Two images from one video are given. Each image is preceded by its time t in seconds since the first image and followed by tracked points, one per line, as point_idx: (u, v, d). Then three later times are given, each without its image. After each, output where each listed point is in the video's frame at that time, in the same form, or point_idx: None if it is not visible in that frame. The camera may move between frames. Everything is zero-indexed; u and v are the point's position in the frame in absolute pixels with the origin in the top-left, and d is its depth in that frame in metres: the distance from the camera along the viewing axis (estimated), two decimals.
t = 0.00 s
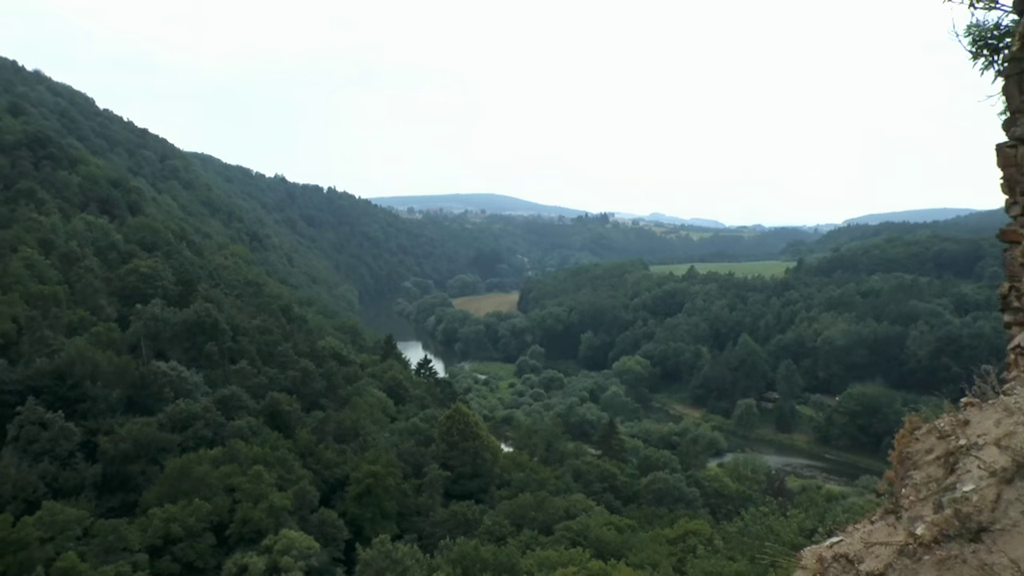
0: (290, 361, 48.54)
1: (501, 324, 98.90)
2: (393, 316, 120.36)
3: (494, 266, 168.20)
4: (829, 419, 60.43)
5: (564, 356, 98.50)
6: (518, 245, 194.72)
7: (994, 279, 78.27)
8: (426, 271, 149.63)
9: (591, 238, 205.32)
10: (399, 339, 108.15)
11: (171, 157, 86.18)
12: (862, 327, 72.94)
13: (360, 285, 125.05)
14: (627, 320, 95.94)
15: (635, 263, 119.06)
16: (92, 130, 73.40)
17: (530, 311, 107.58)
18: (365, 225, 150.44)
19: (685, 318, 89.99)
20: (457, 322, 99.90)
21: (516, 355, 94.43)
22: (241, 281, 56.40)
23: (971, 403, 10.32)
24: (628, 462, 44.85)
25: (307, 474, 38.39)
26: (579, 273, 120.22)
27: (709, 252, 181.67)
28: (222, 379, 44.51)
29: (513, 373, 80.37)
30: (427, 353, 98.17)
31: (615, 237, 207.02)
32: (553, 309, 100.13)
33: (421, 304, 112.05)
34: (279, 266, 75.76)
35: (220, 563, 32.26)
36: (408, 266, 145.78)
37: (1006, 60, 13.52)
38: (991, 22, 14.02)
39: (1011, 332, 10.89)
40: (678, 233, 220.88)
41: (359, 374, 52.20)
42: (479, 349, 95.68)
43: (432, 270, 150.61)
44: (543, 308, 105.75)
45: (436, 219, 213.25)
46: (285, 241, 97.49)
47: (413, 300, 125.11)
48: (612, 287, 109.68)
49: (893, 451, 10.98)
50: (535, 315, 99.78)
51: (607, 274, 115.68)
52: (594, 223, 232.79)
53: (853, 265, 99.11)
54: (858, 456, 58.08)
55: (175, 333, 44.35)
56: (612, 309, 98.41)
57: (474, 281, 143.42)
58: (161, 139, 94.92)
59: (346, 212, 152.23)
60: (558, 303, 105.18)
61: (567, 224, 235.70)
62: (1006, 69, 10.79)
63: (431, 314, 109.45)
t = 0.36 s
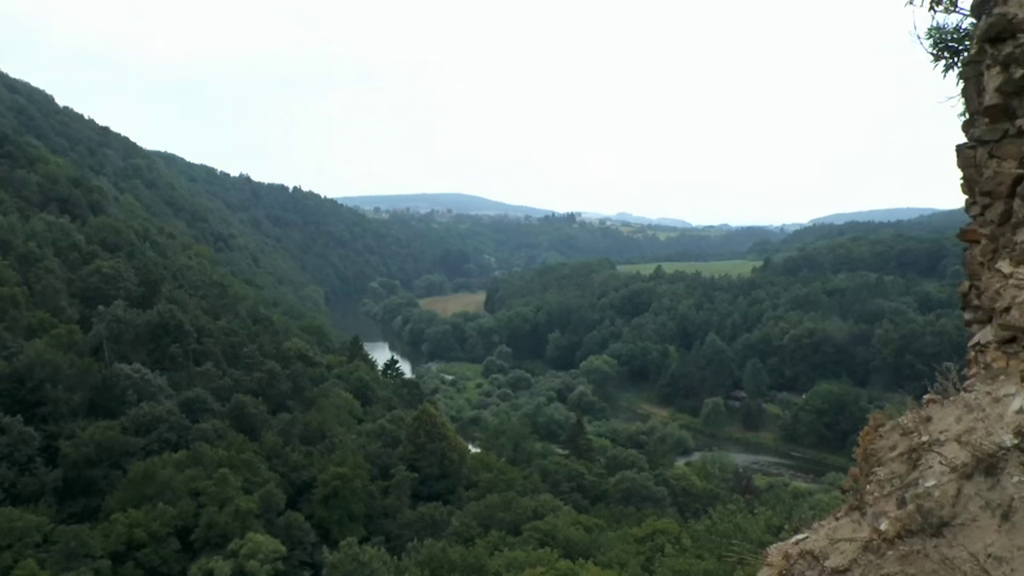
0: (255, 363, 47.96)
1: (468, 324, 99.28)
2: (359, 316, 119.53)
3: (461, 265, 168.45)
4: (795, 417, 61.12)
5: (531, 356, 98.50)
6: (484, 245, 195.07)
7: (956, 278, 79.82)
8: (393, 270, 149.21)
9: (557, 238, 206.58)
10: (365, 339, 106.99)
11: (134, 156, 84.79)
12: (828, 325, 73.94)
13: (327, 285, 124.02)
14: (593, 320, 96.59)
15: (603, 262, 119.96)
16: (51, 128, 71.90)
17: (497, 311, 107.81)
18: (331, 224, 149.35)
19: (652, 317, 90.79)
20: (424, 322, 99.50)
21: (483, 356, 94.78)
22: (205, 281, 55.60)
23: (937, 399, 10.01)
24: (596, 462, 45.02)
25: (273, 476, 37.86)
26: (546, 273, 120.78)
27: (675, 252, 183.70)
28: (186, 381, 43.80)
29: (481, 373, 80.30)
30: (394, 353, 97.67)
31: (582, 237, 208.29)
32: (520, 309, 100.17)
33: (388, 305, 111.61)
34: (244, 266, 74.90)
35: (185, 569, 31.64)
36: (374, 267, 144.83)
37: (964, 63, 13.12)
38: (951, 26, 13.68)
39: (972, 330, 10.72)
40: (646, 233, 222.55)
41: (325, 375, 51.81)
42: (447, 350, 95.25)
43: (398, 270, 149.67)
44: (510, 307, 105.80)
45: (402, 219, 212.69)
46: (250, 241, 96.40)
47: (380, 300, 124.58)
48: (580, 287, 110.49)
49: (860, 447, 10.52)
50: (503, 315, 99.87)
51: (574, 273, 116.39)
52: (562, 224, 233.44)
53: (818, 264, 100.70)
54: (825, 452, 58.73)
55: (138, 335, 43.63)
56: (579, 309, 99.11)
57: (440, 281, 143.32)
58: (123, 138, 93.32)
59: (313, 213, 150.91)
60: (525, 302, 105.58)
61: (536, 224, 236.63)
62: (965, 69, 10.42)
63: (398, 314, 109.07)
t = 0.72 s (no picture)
0: (220, 365, 47.18)
1: (434, 324, 98.30)
2: (325, 317, 118.49)
3: (429, 266, 168.24)
4: (763, 416, 61.55)
5: (499, 357, 97.49)
6: (450, 245, 194.63)
7: (919, 277, 81.20)
8: (359, 271, 148.33)
9: (525, 238, 207.06)
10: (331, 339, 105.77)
11: (95, 154, 83.12)
12: (796, 325, 74.66)
13: (292, 286, 122.76)
14: (561, 320, 96.77)
15: (571, 263, 120.28)
16: (8, 125, 70.15)
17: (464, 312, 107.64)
18: (297, 224, 147.70)
19: (620, 318, 91.13)
20: (390, 323, 98.87)
21: (450, 356, 93.72)
22: (169, 282, 54.57)
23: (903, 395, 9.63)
24: (564, 463, 44.94)
25: (238, 481, 37.15)
26: (514, 273, 120.92)
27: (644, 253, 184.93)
28: (148, 384, 42.91)
29: (448, 375, 79.85)
30: (360, 354, 96.91)
31: (548, 237, 209.05)
32: (487, 309, 99.98)
33: (354, 306, 110.91)
34: (208, 267, 73.78)
35: None
36: (339, 267, 143.50)
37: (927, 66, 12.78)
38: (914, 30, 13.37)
39: (935, 329, 10.32)
40: (614, 233, 223.87)
41: (291, 377, 51.15)
42: (413, 351, 94.29)
43: (365, 271, 149.19)
44: (477, 308, 105.35)
45: (370, 220, 211.48)
46: (214, 241, 95.06)
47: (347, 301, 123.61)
48: (548, 287, 110.65)
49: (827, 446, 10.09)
50: (470, 316, 99.53)
51: (542, 274, 116.64)
52: (528, 223, 233.97)
53: (786, 265, 101.74)
54: (793, 451, 58.88)
55: (100, 337, 42.77)
56: (545, 309, 99.14)
57: (406, 281, 142.92)
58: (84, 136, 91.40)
59: (278, 213, 149.38)
60: (493, 303, 105.44)
61: (505, 224, 236.88)
62: (929, 72, 10.19)
63: (365, 315, 108.39)
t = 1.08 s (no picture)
0: (185, 370, 46.23)
1: (403, 326, 97.75)
2: (292, 319, 117.07)
3: (397, 268, 167.41)
4: (735, 418, 61.69)
5: (468, 360, 96.94)
6: (420, 247, 193.49)
7: (888, 278, 82.04)
8: (327, 273, 146.88)
9: (495, 240, 206.93)
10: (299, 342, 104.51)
11: (55, 153, 81.19)
12: (767, 326, 75.06)
13: (259, 289, 121.10)
14: (532, 322, 96.45)
15: (542, 264, 120.08)
16: None
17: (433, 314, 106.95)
18: (264, 226, 145.86)
19: (591, 319, 91.06)
20: (359, 326, 97.98)
21: (420, 359, 93.24)
22: (132, 284, 53.37)
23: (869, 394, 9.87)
24: (534, 466, 44.62)
25: (205, 488, 36.31)
26: (484, 275, 120.55)
27: (616, 254, 185.34)
28: (111, 389, 41.84)
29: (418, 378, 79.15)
30: (328, 358, 95.86)
31: (520, 238, 208.81)
32: (456, 312, 99.40)
33: (322, 309, 109.82)
34: (172, 269, 72.43)
35: None
36: (307, 269, 142.13)
37: (896, 65, 12.97)
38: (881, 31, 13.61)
39: (903, 331, 10.37)
40: (585, 235, 224.17)
41: (258, 381, 50.27)
42: (382, 354, 93.74)
43: (333, 273, 148.05)
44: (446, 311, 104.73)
45: (340, 221, 209.61)
46: (178, 243, 93.41)
47: (314, 304, 122.18)
48: (519, 289, 110.33)
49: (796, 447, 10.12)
50: (440, 318, 98.85)
51: (512, 276, 116.29)
52: (498, 225, 233.77)
53: (757, 266, 102.40)
54: (764, 452, 59.04)
55: (60, 342, 41.69)
56: (515, 311, 98.75)
57: (375, 284, 141.95)
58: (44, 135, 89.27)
59: (245, 214, 147.37)
60: (463, 305, 104.91)
61: (476, 225, 236.40)
62: (897, 74, 10.54)
63: (333, 318, 107.29)
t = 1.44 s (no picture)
0: (151, 377, 45.10)
1: (374, 332, 96.88)
2: (262, 325, 115.44)
3: (368, 272, 166.50)
4: (712, 423, 61.45)
5: (441, 366, 96.12)
6: (392, 251, 191.84)
7: (864, 282, 82.37)
8: (297, 278, 145.10)
9: (467, 245, 206.43)
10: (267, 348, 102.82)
11: (15, 155, 79.17)
12: (743, 330, 75.03)
13: (226, 293, 118.97)
14: (505, 327, 95.77)
15: (516, 268, 119.47)
16: None
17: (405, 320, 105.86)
18: (231, 229, 143.56)
19: (566, 324, 90.59)
20: (330, 332, 96.81)
21: (391, 365, 92.35)
22: (95, 288, 51.95)
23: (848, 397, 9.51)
24: (509, 474, 44.01)
25: (172, 498, 35.20)
26: (456, 280, 119.88)
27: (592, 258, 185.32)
28: (74, 397, 40.55)
29: (390, 385, 78.18)
30: (298, 364, 94.59)
31: (495, 242, 208.23)
32: (429, 317, 98.51)
33: (292, 314, 108.54)
34: (138, 273, 70.90)
35: None
36: (277, 274, 140.37)
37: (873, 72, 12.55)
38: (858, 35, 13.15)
39: (880, 335, 9.80)
40: (561, 239, 224.12)
41: (227, 388, 49.15)
42: (353, 361, 92.84)
43: (303, 278, 146.65)
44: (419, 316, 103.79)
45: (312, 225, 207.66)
46: (144, 246, 91.62)
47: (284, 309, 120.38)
48: (492, 293, 109.65)
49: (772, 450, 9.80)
50: (412, 324, 97.90)
51: (485, 280, 115.57)
52: (471, 228, 233.22)
53: (733, 270, 102.55)
54: (741, 458, 58.79)
55: (19, 349, 40.74)
56: (489, 316, 98.07)
57: (345, 289, 140.66)
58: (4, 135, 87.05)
59: (212, 217, 144.89)
60: (436, 310, 104.08)
61: (450, 229, 235.70)
62: (873, 79, 10.06)
63: (303, 324, 106.01)
